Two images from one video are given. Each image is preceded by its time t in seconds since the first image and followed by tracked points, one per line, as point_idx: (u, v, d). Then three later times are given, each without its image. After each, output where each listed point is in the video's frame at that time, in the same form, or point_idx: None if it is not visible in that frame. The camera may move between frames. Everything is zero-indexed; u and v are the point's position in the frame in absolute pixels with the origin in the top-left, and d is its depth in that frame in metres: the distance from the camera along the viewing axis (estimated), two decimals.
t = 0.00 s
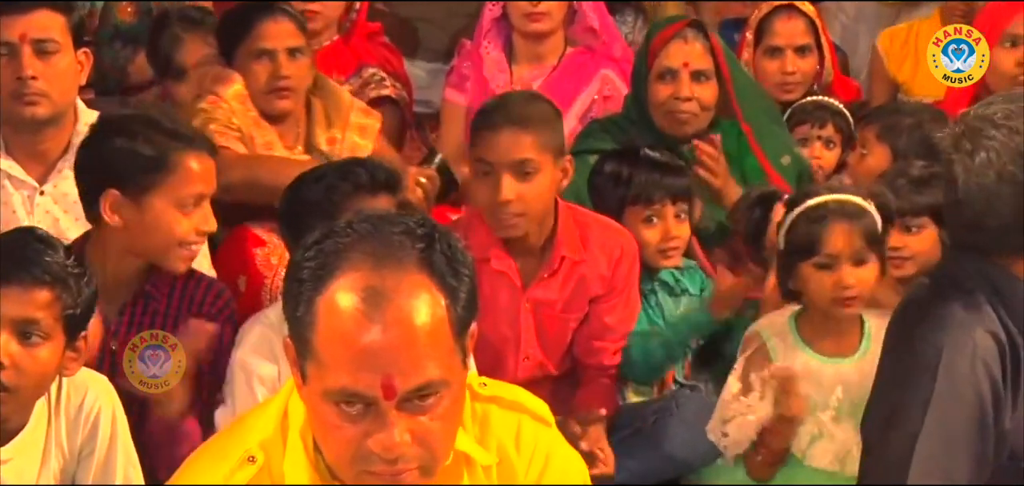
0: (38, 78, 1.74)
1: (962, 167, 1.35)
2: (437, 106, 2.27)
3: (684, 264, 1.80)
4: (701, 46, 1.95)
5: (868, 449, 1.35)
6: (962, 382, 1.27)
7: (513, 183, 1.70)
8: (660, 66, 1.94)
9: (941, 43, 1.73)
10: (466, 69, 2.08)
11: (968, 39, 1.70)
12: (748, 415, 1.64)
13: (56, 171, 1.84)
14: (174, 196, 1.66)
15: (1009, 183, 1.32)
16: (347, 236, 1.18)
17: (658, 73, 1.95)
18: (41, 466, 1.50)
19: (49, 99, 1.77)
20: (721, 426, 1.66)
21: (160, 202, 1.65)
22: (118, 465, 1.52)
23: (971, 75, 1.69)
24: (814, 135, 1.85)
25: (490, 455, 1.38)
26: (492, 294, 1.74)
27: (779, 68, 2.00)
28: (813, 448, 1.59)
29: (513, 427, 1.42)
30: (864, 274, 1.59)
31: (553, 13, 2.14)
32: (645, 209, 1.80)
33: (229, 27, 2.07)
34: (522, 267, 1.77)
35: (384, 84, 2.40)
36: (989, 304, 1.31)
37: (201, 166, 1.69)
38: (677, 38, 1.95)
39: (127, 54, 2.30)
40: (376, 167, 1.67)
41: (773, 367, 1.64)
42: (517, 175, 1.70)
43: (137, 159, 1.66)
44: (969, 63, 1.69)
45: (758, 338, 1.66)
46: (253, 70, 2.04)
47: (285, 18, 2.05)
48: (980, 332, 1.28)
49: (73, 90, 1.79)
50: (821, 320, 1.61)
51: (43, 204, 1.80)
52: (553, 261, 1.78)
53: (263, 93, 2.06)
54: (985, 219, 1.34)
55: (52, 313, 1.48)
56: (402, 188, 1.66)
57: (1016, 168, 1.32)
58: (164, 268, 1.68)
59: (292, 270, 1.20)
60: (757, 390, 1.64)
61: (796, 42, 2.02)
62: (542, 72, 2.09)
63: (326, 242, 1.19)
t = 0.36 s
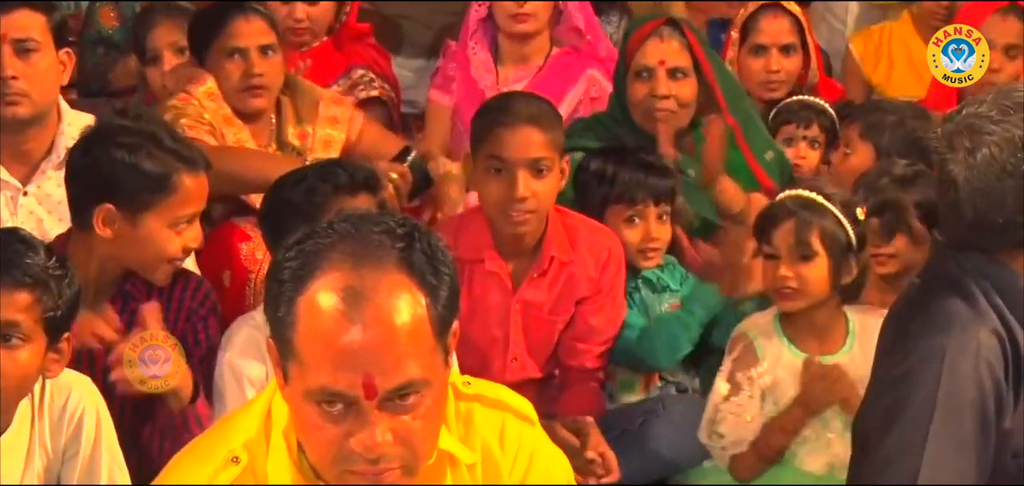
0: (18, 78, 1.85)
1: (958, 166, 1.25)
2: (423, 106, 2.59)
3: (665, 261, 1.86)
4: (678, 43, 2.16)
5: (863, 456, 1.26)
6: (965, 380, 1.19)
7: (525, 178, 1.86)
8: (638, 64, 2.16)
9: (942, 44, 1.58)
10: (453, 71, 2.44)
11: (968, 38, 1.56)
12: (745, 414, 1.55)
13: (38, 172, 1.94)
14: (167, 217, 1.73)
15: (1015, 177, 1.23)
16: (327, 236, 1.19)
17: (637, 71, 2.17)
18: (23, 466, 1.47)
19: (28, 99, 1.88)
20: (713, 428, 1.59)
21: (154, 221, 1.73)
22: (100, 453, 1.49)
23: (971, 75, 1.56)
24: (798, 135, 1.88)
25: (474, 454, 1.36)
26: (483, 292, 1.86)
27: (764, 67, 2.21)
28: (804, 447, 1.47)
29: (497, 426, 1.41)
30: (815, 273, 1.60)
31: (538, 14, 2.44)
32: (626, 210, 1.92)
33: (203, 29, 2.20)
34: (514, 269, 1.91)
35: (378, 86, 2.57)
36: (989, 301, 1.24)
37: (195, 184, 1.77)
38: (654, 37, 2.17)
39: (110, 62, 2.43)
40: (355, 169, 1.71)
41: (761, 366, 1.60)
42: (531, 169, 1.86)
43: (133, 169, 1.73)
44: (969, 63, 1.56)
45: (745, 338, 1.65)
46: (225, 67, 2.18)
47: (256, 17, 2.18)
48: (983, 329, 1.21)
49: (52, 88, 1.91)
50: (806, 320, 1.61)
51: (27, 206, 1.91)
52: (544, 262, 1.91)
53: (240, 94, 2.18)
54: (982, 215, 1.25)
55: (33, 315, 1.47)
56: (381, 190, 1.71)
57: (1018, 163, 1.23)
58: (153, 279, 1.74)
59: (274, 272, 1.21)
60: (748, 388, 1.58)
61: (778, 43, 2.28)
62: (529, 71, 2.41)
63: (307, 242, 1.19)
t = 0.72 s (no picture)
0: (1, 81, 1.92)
1: (939, 162, 1.29)
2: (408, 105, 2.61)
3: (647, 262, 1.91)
4: (653, 42, 2.22)
5: (843, 450, 1.30)
6: (946, 378, 1.22)
7: (526, 178, 1.83)
8: (614, 64, 2.21)
9: (940, 44, 1.65)
10: (437, 71, 2.42)
11: (968, 39, 1.63)
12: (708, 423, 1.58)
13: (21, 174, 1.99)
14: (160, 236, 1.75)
15: (993, 175, 1.27)
16: (305, 235, 1.19)
17: (612, 72, 2.21)
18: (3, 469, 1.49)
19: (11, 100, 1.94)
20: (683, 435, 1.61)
21: (148, 235, 1.74)
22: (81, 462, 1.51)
23: (970, 74, 1.60)
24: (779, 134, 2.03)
25: (457, 453, 1.36)
26: (471, 295, 1.87)
27: (744, 67, 2.34)
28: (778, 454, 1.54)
29: (481, 426, 1.39)
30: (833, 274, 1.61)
31: (521, 14, 2.51)
32: (609, 207, 1.94)
33: (185, 26, 2.19)
34: (504, 271, 1.91)
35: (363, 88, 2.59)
36: (970, 295, 1.27)
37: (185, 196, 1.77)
38: (627, 36, 2.23)
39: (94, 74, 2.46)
40: (338, 172, 1.71)
41: (734, 373, 1.61)
42: (532, 170, 1.83)
43: (127, 184, 1.73)
44: (969, 63, 1.61)
45: (718, 346, 1.64)
46: (208, 68, 2.18)
47: (238, 17, 2.18)
48: (965, 326, 1.24)
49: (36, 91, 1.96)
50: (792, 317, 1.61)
51: (9, 207, 1.95)
52: (535, 264, 1.91)
53: (221, 94, 2.19)
54: (966, 211, 1.28)
55: (15, 318, 1.46)
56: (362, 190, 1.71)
57: (996, 159, 1.27)
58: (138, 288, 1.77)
59: (252, 271, 1.21)
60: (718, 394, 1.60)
61: (758, 42, 2.38)
62: (514, 69, 2.47)
63: (285, 241, 1.19)
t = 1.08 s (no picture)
0: None
1: (904, 160, 1.33)
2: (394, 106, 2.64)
3: (637, 263, 1.89)
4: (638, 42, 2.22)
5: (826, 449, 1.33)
6: (923, 373, 1.25)
7: (521, 180, 1.83)
8: (599, 63, 2.21)
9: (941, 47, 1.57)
10: (421, 71, 2.48)
11: (968, 39, 1.55)
12: (705, 427, 1.58)
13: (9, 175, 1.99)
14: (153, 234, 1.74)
15: (956, 169, 1.30)
16: (291, 234, 1.19)
17: (597, 73, 2.20)
18: None
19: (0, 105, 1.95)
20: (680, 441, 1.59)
21: (139, 232, 1.73)
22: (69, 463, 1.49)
23: (971, 75, 1.49)
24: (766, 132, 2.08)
25: (443, 454, 1.35)
26: (461, 298, 1.87)
27: (728, 71, 2.36)
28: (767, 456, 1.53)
29: (468, 425, 1.38)
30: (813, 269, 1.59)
31: (509, 14, 2.51)
32: (594, 207, 1.96)
33: (177, 26, 2.19)
34: (494, 275, 1.91)
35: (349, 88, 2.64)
36: (942, 289, 1.30)
37: (177, 194, 1.75)
38: (612, 36, 2.23)
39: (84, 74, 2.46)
40: (326, 173, 1.72)
41: (719, 377, 1.62)
42: (526, 172, 1.83)
43: (116, 180, 1.71)
44: (969, 64, 1.52)
45: (702, 349, 1.65)
46: (199, 72, 2.18)
47: (230, 20, 2.17)
48: (939, 321, 1.28)
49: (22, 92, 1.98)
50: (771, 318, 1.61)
51: None
52: (526, 267, 1.90)
53: (213, 98, 2.18)
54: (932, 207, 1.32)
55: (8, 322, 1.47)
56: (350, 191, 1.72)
57: (960, 150, 1.30)
58: (127, 284, 1.77)
59: (238, 269, 1.21)
60: (705, 398, 1.61)
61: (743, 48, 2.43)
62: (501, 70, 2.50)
63: (271, 240, 1.19)
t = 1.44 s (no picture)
0: None
1: (855, 161, 1.39)
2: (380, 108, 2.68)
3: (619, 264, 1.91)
4: (615, 42, 2.26)
5: (801, 446, 1.42)
6: (886, 374, 1.33)
7: (507, 184, 1.82)
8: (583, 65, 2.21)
9: (939, 45, 1.64)
10: (408, 72, 2.51)
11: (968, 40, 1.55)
12: (677, 422, 1.62)
13: None
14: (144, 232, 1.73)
15: (908, 167, 1.36)
16: (272, 233, 1.19)
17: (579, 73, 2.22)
18: None
19: None
20: (656, 435, 1.64)
21: (130, 235, 1.72)
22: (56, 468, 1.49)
23: (969, 75, 1.56)
24: (748, 131, 2.03)
25: (425, 457, 1.35)
26: (447, 300, 1.87)
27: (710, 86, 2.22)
28: (751, 444, 1.55)
29: (450, 429, 1.38)
30: (768, 278, 1.62)
31: (493, 16, 2.54)
32: (596, 208, 1.93)
33: (173, 32, 2.17)
34: (481, 276, 1.90)
35: (335, 91, 2.68)
36: (903, 289, 1.38)
37: (163, 192, 1.77)
38: (590, 37, 2.28)
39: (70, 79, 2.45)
40: (311, 174, 1.71)
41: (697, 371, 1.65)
42: (512, 175, 1.82)
43: (105, 187, 1.69)
44: (969, 63, 1.59)
45: (686, 345, 1.68)
46: (198, 78, 2.17)
47: (228, 26, 2.17)
48: (901, 320, 1.36)
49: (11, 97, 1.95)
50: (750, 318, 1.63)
51: None
52: (512, 268, 1.90)
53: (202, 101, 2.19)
54: (903, 212, 1.37)
55: None
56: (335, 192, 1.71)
57: (912, 150, 1.36)
58: (121, 286, 1.76)
59: (218, 269, 1.20)
60: (682, 396, 1.64)
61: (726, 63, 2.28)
62: (486, 71, 2.50)
63: (252, 239, 1.19)
